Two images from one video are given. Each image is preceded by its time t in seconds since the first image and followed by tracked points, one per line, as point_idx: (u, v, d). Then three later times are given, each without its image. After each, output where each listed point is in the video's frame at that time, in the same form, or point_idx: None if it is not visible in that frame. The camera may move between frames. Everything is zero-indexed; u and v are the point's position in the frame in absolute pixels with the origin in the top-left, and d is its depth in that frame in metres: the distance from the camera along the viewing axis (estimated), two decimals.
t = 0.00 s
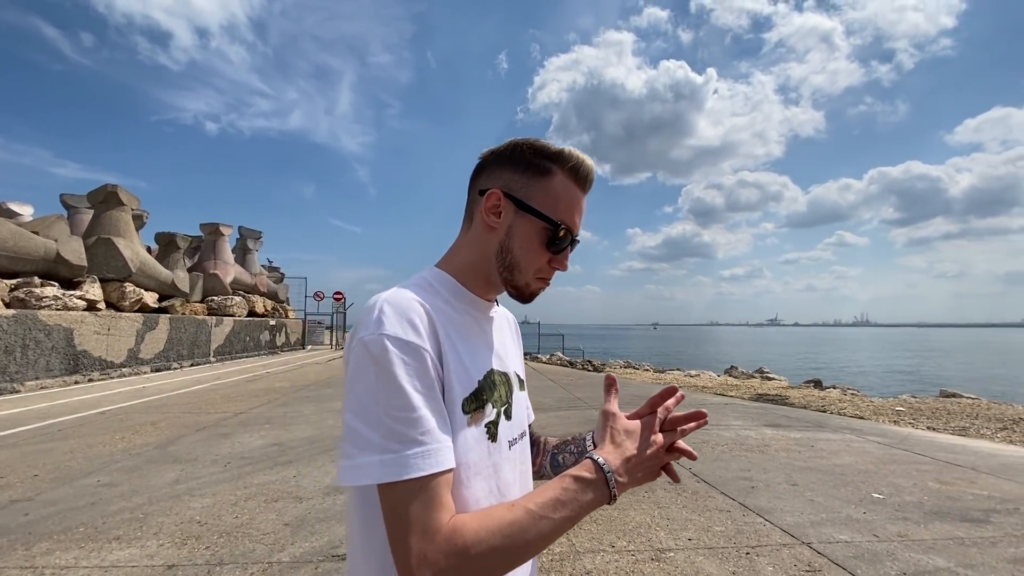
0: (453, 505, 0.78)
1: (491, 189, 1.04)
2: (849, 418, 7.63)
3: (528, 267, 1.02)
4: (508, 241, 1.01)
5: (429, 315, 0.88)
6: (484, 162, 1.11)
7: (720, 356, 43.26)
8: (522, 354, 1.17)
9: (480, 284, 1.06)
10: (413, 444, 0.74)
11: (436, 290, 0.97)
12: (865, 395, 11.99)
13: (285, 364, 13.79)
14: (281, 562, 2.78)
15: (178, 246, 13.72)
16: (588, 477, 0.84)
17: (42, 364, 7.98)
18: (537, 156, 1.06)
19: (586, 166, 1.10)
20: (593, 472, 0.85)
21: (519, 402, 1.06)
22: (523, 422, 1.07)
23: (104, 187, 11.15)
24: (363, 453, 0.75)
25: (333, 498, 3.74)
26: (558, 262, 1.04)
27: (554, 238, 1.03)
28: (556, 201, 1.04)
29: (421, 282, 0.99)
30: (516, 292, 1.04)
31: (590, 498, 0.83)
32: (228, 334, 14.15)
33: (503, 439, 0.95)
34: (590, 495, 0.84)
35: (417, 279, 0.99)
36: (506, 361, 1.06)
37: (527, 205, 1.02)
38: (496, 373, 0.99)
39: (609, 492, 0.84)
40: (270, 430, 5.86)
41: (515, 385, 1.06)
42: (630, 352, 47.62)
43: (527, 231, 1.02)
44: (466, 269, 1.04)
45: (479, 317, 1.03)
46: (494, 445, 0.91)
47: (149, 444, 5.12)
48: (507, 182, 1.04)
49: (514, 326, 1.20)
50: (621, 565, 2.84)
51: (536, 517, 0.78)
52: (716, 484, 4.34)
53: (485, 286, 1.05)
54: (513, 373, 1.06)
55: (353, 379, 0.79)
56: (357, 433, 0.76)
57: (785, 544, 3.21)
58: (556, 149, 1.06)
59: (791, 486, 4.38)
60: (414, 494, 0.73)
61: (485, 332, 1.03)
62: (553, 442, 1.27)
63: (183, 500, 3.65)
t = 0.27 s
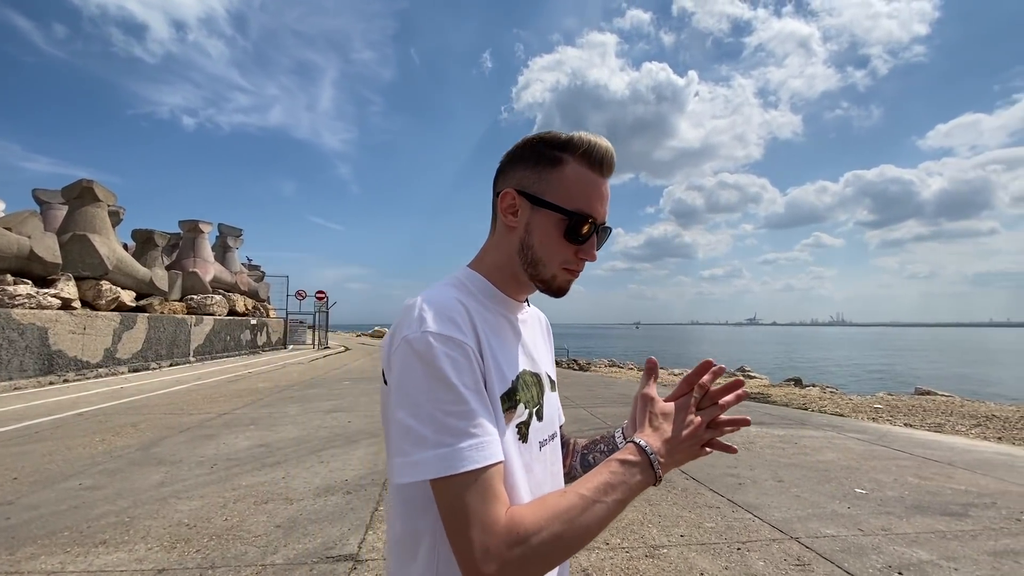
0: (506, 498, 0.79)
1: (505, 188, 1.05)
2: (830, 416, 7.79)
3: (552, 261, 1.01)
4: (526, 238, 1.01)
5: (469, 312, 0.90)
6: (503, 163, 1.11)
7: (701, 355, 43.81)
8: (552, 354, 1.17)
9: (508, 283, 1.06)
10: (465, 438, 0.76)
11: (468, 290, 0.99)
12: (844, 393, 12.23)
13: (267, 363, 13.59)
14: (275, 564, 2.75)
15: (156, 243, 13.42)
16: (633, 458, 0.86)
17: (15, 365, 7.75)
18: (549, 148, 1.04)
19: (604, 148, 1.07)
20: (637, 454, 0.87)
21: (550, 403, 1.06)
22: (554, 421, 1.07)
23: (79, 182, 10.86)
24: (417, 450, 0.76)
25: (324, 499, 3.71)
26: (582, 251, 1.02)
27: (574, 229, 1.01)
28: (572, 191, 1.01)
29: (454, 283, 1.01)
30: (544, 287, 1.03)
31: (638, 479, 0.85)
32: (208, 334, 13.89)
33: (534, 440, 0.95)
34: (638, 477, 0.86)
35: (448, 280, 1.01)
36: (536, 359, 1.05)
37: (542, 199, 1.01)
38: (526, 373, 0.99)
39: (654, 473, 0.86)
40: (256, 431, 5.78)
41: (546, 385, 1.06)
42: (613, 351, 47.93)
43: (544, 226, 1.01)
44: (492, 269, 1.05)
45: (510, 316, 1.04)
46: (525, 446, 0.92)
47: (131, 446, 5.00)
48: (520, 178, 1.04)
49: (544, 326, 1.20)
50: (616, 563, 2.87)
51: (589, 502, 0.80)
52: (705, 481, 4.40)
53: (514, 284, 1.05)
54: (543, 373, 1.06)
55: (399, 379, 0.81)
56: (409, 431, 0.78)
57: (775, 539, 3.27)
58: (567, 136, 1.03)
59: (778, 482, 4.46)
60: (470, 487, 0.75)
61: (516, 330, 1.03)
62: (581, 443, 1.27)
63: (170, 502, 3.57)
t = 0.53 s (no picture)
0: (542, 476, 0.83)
1: (518, 189, 1.08)
2: (810, 413, 7.96)
3: (565, 258, 1.03)
4: (539, 236, 1.04)
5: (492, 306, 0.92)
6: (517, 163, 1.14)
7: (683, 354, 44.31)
8: (569, 351, 1.19)
9: (524, 280, 1.08)
10: (502, 423, 0.79)
11: (487, 286, 1.02)
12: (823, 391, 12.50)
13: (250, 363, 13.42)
14: (268, 564, 2.74)
15: (135, 240, 13.15)
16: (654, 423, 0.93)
17: None
18: (560, 147, 1.06)
19: (618, 144, 1.07)
20: (657, 418, 0.94)
21: (566, 398, 1.09)
22: (570, 416, 1.10)
23: (55, 177, 10.59)
24: (456, 437, 0.79)
25: (314, 498, 3.69)
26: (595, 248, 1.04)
27: (586, 225, 1.03)
28: (583, 189, 1.03)
29: (471, 280, 1.03)
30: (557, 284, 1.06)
31: (662, 444, 0.92)
32: (188, 333, 13.66)
33: (552, 433, 0.98)
34: (659, 444, 0.91)
35: (466, 278, 1.03)
36: (551, 355, 1.08)
37: (555, 197, 1.04)
38: (544, 368, 1.01)
39: (676, 434, 0.93)
40: (241, 431, 5.71)
41: (562, 381, 1.08)
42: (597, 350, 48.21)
43: (555, 224, 1.03)
44: (508, 266, 1.08)
45: (527, 312, 1.06)
46: (544, 437, 0.94)
47: (112, 448, 4.91)
48: (533, 178, 1.07)
49: (560, 323, 1.23)
50: (608, 558, 2.91)
51: (621, 470, 0.85)
52: (692, 477, 4.48)
53: (528, 281, 1.08)
54: (559, 368, 1.09)
55: (432, 371, 0.83)
56: (445, 420, 0.80)
57: (761, 533, 3.34)
58: (579, 134, 1.05)
59: (762, 478, 4.56)
60: (510, 468, 0.78)
61: (532, 326, 1.06)
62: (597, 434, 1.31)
63: (156, 504, 3.53)
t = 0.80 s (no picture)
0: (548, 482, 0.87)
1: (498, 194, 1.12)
2: (792, 411, 8.13)
3: (545, 248, 1.05)
4: (519, 233, 1.06)
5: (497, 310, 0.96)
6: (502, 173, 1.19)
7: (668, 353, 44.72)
8: (566, 352, 1.23)
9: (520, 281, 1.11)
10: (507, 424, 0.83)
11: (489, 287, 1.05)
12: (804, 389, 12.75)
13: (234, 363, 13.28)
14: (258, 564, 2.75)
15: (115, 238, 12.93)
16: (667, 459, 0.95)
17: None
18: (526, 146, 1.09)
19: (577, 128, 1.07)
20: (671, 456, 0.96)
21: (563, 397, 1.14)
22: (567, 414, 1.14)
23: (32, 173, 10.38)
24: (464, 436, 0.83)
25: (303, 498, 3.70)
26: (572, 232, 1.04)
27: (560, 212, 1.04)
28: (549, 178, 1.05)
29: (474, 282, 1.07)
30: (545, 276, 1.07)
31: (669, 474, 0.94)
32: (170, 333, 13.47)
33: (551, 431, 1.02)
34: (667, 477, 0.94)
35: (469, 280, 1.07)
36: (549, 354, 1.12)
37: (526, 193, 1.06)
38: (543, 368, 1.05)
39: (682, 473, 0.95)
40: (226, 432, 5.67)
41: (560, 380, 1.13)
42: (583, 349, 48.43)
43: (531, 218, 1.05)
44: (500, 269, 1.11)
45: (526, 314, 1.09)
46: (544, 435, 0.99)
47: (95, 449, 4.85)
48: (508, 181, 1.10)
49: (559, 324, 1.27)
50: (597, 553, 2.97)
51: (627, 494, 0.88)
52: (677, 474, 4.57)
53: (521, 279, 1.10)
54: (556, 367, 1.13)
55: (441, 371, 0.87)
56: (454, 419, 0.84)
57: (744, 528, 3.43)
58: (539, 129, 1.07)
59: (746, 475, 4.66)
60: (515, 468, 0.81)
61: (531, 327, 1.10)
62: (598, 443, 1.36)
63: (142, 505, 3.51)
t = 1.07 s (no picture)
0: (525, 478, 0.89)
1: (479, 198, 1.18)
2: (777, 410, 8.26)
3: (517, 249, 1.08)
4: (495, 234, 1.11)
5: (478, 313, 0.99)
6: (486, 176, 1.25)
7: (656, 352, 45.04)
8: (550, 351, 1.27)
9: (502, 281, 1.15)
10: (484, 423, 0.85)
11: (471, 288, 1.08)
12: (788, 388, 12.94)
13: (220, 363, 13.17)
14: (246, 563, 2.76)
15: (99, 237, 12.75)
16: (638, 452, 0.98)
17: None
18: (503, 149, 1.14)
19: (552, 131, 1.10)
20: (642, 448, 0.99)
21: (546, 394, 1.17)
22: (549, 411, 1.17)
23: (14, 170, 10.22)
24: (442, 434, 0.85)
25: (291, 498, 3.71)
26: (542, 232, 1.07)
27: (531, 213, 1.08)
28: (521, 180, 1.08)
29: (457, 283, 1.10)
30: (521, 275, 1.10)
31: (641, 467, 0.97)
32: (155, 333, 13.32)
33: (532, 427, 1.05)
34: (637, 467, 0.97)
35: (452, 281, 1.09)
36: (532, 354, 1.15)
37: (500, 195, 1.10)
38: (525, 367, 1.09)
39: (651, 464, 0.97)
40: (213, 433, 5.64)
41: (543, 378, 1.17)
42: (572, 349, 48.61)
43: (503, 219, 1.09)
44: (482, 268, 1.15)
45: (508, 313, 1.12)
46: (525, 432, 1.01)
47: (78, 451, 4.80)
48: (488, 185, 1.15)
49: (543, 323, 1.31)
50: (584, 550, 3.02)
51: (599, 485, 0.90)
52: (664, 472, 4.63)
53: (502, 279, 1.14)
54: (539, 366, 1.16)
55: (422, 371, 0.89)
56: (433, 418, 0.86)
57: (728, 524, 3.50)
58: (515, 133, 1.11)
59: (730, 472, 4.74)
60: (492, 465, 0.84)
61: (514, 328, 1.12)
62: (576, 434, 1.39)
63: (128, 507, 3.49)
